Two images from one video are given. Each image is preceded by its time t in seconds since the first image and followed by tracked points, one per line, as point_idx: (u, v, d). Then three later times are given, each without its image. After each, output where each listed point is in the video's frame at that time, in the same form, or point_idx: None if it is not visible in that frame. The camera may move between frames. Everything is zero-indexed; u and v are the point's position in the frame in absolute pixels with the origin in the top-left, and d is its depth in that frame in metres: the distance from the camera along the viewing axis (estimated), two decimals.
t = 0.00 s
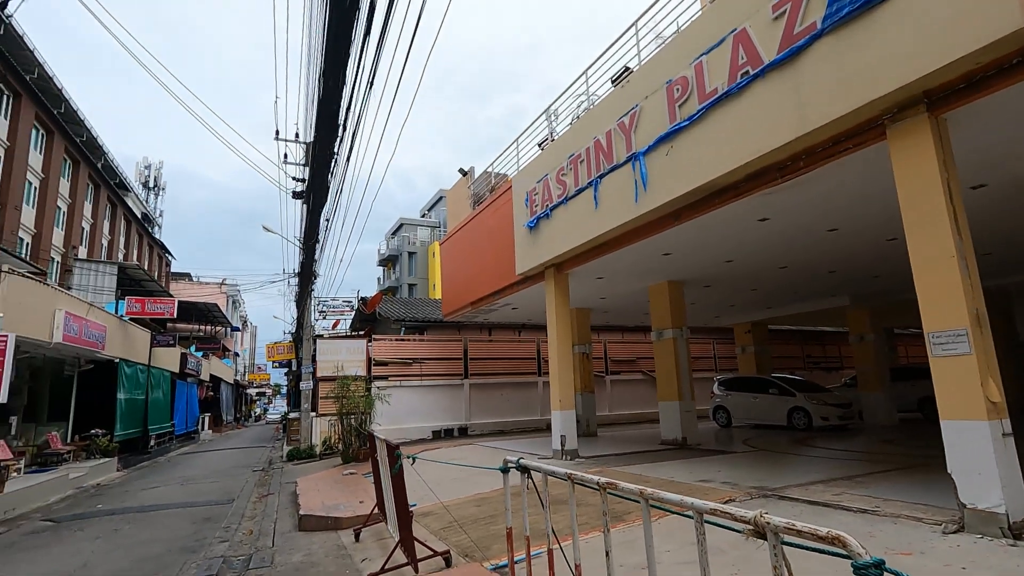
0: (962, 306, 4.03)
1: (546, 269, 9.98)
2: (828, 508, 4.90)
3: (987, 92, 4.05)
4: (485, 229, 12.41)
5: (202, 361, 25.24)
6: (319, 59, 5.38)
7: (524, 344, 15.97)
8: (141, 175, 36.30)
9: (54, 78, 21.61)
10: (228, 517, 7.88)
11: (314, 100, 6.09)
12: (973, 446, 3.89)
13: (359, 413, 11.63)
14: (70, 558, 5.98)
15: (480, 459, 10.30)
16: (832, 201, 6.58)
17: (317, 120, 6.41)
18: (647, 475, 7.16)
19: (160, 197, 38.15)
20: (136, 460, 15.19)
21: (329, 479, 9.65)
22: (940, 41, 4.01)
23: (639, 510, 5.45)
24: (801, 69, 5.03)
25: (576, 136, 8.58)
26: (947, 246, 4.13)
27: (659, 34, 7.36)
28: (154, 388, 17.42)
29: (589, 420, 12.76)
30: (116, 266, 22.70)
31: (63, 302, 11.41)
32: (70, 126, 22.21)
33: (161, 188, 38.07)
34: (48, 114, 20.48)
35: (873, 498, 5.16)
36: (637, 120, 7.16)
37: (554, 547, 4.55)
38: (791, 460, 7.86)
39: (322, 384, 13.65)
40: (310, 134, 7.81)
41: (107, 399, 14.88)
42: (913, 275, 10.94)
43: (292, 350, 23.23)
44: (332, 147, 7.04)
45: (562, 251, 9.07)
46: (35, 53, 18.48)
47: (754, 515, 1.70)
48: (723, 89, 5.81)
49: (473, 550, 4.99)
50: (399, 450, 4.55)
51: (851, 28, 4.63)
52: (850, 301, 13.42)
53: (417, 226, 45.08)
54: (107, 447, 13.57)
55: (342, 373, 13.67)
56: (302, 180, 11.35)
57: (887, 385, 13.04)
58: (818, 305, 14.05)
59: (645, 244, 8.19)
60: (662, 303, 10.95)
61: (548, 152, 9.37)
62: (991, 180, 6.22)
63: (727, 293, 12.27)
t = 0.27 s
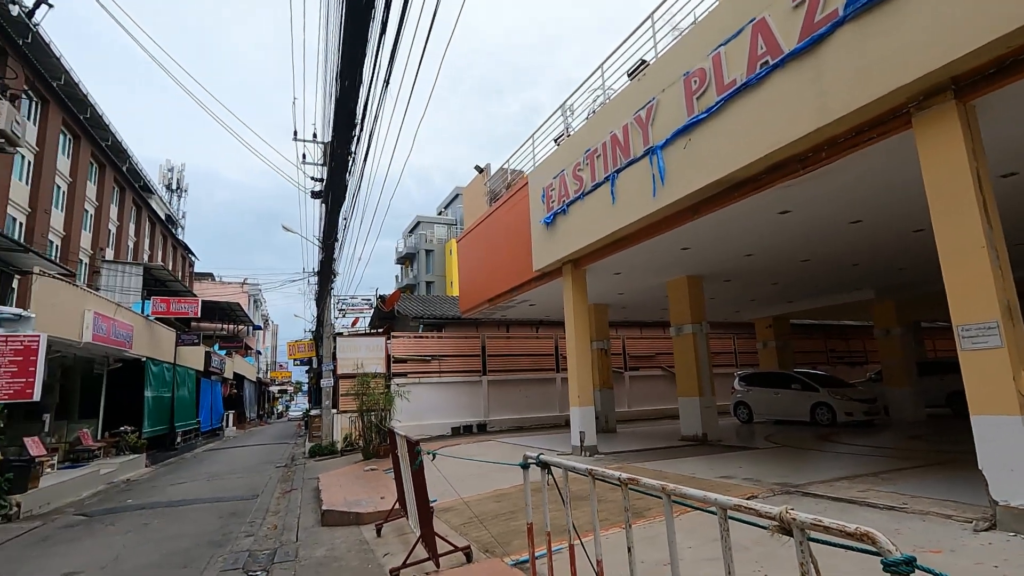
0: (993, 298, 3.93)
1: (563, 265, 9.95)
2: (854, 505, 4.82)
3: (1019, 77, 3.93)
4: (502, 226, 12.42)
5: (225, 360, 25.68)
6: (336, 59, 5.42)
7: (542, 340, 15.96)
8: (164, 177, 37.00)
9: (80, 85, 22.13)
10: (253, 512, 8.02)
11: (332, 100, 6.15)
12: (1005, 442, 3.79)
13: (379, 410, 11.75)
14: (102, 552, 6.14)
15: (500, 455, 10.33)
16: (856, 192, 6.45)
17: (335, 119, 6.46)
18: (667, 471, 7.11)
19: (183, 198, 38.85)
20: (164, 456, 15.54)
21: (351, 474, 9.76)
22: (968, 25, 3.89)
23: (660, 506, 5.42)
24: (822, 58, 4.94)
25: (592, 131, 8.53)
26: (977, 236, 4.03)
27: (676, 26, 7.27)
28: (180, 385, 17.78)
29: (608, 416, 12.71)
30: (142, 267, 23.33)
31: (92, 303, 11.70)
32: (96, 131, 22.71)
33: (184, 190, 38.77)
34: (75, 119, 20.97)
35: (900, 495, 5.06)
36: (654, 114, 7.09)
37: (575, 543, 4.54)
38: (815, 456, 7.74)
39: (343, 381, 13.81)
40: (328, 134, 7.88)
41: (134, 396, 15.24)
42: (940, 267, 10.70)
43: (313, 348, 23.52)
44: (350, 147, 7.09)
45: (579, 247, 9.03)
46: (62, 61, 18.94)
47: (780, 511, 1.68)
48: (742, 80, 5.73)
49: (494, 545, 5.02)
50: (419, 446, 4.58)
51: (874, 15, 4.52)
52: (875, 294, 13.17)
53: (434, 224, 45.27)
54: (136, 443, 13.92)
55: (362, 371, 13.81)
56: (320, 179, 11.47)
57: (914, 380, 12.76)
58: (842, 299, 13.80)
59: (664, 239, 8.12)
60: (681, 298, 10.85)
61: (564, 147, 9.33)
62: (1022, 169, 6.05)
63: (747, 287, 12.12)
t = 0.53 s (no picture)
0: (1016, 293, 3.85)
1: (575, 263, 9.92)
2: (872, 504, 4.75)
3: None
4: (513, 225, 12.42)
5: (241, 359, 25.97)
6: (348, 60, 5.45)
7: (555, 339, 15.94)
8: (180, 179, 37.51)
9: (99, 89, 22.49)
10: (270, 510, 8.11)
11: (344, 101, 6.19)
12: None
13: (393, 409, 11.81)
14: (123, 548, 6.25)
15: (513, 454, 10.33)
16: (873, 187, 6.36)
17: (347, 119, 6.50)
18: (681, 470, 7.07)
19: (199, 200, 39.34)
20: (182, 454, 15.76)
21: (365, 472, 9.83)
22: (990, 15, 3.81)
23: (674, 505, 5.40)
24: (837, 51, 4.87)
25: (604, 128, 8.49)
26: (999, 230, 3.94)
27: (688, 21, 7.22)
28: (197, 385, 18.03)
29: (621, 414, 12.67)
30: (160, 267, 24.04)
31: (111, 304, 11.89)
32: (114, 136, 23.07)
33: (200, 192, 39.26)
34: (93, 124, 21.34)
35: (920, 495, 4.99)
36: (666, 110, 7.05)
37: (589, 542, 4.53)
38: (832, 455, 7.65)
39: (356, 380, 13.90)
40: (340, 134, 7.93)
41: (153, 395, 15.51)
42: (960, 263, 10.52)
43: (327, 348, 23.71)
44: (362, 147, 7.13)
45: (591, 245, 9.00)
46: (82, 67, 19.46)
47: (799, 510, 1.66)
48: (756, 75, 5.67)
49: (508, 544, 5.02)
50: (433, 445, 4.60)
51: (891, 6, 4.45)
52: (893, 290, 12.98)
53: (446, 223, 45.38)
54: (155, 442, 14.20)
55: (375, 370, 13.90)
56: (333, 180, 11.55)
57: (933, 377, 12.56)
58: (859, 296, 13.62)
59: (677, 236, 8.07)
60: (694, 296, 10.77)
61: (576, 145, 9.30)
62: None
63: (762, 285, 12.00)
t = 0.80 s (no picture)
0: None
1: (589, 262, 9.89)
2: (895, 505, 4.67)
3: None
4: (527, 224, 12.41)
5: (259, 360, 26.30)
6: (362, 62, 5.49)
7: (569, 338, 15.91)
8: (199, 183, 38.09)
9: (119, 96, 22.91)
10: (288, 508, 8.20)
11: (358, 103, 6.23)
12: None
13: (408, 408, 11.87)
14: (146, 546, 6.36)
15: (528, 453, 10.33)
16: (892, 182, 6.26)
17: (361, 121, 6.54)
18: (698, 470, 7.01)
19: (217, 203, 39.87)
20: (202, 454, 16.00)
21: (382, 472, 9.91)
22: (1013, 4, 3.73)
23: (691, 505, 5.36)
24: (855, 45, 4.80)
25: (617, 127, 8.45)
26: None
27: (701, 17, 7.16)
28: (217, 385, 18.28)
29: (636, 414, 12.61)
30: (179, 270, 24.64)
31: (132, 306, 12.11)
32: (135, 141, 23.43)
33: (217, 196, 39.80)
34: (114, 129, 21.73)
35: (944, 495, 4.89)
36: (680, 107, 7.00)
37: (605, 542, 4.51)
38: (852, 454, 7.54)
39: (372, 380, 13.99)
40: (354, 136, 7.99)
41: (173, 396, 15.75)
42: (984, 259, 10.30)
43: (343, 348, 23.93)
44: (376, 149, 7.17)
45: (605, 244, 8.97)
46: (102, 74, 19.47)
47: (819, 511, 1.64)
48: (772, 70, 5.61)
49: (524, 543, 5.03)
50: (448, 444, 4.61)
51: None
52: (914, 287, 12.75)
53: (460, 223, 45.52)
54: (176, 441, 14.38)
55: (391, 370, 13.97)
56: (348, 182, 11.64)
57: (957, 376, 12.31)
58: (879, 293, 13.40)
59: (692, 234, 8.01)
60: (710, 294, 10.68)
61: (589, 144, 9.26)
62: None
63: (779, 282, 11.87)
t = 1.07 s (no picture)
0: None
1: (605, 260, 9.85)
2: (921, 505, 4.58)
3: None
4: (542, 223, 12.40)
5: (279, 361, 26.64)
6: (377, 65, 5.53)
7: (586, 337, 15.86)
8: (218, 188, 38.73)
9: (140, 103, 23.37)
10: (309, 507, 8.30)
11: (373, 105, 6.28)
12: None
13: (426, 408, 11.95)
14: (171, 543, 6.49)
15: (546, 452, 10.33)
16: (915, 175, 6.13)
17: (377, 123, 6.60)
18: (718, 469, 6.94)
19: (236, 207, 40.49)
20: (225, 453, 16.27)
21: (400, 471, 9.98)
22: None
23: (712, 504, 5.31)
24: (875, 35, 4.71)
25: (632, 123, 8.40)
26: None
27: (717, 11, 7.09)
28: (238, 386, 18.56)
29: (655, 413, 12.53)
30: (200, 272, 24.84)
31: (156, 309, 12.36)
32: (157, 147, 23.89)
33: (236, 199, 40.41)
34: (136, 136, 22.17)
35: (972, 495, 4.79)
36: (696, 103, 6.93)
37: (624, 541, 4.50)
38: (876, 453, 7.41)
39: (390, 380, 14.10)
40: (370, 139, 8.06)
41: (196, 397, 16.03)
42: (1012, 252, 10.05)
43: (361, 349, 24.16)
44: (392, 151, 7.23)
45: (621, 241, 8.92)
46: (124, 83, 19.75)
47: (843, 509, 1.62)
48: (789, 63, 5.53)
49: (542, 542, 5.03)
50: (466, 443, 4.63)
51: None
52: (939, 282, 12.49)
53: (475, 223, 45.64)
54: (200, 441, 14.64)
55: (408, 370, 14.06)
56: (364, 183, 11.73)
57: (985, 372, 12.03)
58: (903, 288, 13.15)
59: (709, 231, 7.93)
60: (729, 291, 10.56)
61: (604, 141, 9.22)
62: None
63: (799, 279, 11.70)
